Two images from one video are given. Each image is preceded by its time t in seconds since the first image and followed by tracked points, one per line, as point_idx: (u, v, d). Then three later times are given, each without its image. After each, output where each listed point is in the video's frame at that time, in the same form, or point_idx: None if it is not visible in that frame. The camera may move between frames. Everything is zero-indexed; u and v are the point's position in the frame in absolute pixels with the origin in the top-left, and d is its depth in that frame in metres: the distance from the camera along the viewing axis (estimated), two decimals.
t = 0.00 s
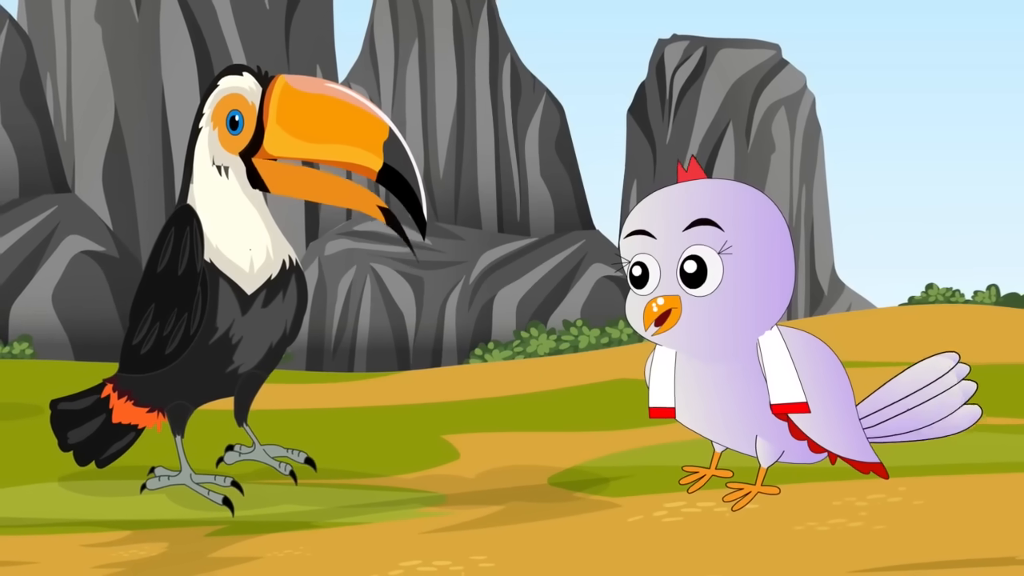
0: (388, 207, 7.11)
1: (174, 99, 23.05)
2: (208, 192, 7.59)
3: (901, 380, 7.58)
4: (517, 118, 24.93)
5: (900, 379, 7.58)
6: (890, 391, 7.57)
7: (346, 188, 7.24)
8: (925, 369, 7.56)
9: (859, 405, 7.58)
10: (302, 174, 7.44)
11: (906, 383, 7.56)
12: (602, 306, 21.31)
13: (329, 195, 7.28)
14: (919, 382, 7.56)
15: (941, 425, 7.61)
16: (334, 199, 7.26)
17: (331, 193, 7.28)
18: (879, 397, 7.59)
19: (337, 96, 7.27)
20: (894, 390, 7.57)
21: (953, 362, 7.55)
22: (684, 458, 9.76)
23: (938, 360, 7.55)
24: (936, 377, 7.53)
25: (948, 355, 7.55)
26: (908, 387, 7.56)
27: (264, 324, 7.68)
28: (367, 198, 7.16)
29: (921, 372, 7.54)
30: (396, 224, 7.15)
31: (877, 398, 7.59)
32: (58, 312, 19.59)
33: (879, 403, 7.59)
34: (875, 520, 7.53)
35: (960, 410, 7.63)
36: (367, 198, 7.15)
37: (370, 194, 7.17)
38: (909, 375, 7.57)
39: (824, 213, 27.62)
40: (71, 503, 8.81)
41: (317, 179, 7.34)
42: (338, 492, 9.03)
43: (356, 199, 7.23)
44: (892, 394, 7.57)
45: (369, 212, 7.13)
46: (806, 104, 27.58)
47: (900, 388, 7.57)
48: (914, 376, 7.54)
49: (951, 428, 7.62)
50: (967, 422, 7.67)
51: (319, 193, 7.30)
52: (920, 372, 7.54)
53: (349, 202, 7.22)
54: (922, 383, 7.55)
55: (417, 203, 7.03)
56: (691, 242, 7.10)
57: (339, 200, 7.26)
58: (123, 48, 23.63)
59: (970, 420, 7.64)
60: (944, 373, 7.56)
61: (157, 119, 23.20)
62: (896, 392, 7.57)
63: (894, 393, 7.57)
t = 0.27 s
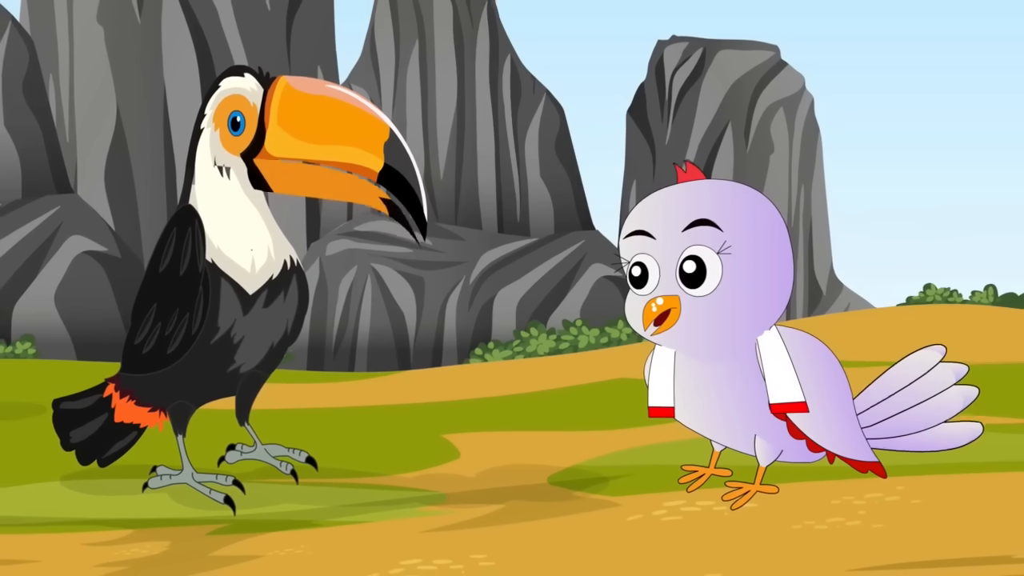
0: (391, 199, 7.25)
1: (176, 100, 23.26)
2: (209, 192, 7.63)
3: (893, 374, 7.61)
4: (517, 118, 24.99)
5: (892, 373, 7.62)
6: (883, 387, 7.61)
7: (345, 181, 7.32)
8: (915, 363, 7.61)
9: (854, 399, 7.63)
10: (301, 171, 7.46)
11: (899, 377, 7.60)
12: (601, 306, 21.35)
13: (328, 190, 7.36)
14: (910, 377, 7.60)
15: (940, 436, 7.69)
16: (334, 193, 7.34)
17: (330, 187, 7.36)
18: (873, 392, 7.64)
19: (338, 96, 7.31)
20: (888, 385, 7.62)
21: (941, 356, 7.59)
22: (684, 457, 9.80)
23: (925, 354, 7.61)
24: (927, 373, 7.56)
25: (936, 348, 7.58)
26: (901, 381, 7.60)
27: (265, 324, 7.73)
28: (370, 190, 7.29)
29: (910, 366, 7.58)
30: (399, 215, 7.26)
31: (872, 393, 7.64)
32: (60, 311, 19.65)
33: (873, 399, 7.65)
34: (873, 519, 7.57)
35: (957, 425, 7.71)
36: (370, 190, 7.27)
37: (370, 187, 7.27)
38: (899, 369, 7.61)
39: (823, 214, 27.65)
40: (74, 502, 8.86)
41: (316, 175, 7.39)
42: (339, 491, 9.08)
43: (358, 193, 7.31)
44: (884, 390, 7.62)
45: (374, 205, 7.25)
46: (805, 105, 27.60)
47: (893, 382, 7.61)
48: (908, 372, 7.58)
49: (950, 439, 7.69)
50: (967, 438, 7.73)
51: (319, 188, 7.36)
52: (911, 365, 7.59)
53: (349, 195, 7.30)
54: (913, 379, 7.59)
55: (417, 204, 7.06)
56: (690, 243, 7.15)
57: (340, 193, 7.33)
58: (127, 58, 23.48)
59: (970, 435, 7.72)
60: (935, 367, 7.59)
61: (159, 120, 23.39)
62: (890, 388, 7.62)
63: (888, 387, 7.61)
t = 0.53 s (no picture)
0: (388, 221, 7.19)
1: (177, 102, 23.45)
2: (211, 193, 7.68)
3: (896, 379, 7.67)
4: (517, 119, 25.05)
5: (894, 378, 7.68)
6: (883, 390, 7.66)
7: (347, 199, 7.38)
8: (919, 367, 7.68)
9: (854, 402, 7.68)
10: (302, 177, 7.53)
11: (902, 381, 7.66)
12: (601, 306, 21.37)
13: (329, 203, 7.40)
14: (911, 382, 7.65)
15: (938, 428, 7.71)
16: (335, 208, 7.37)
17: (332, 201, 7.40)
18: (873, 396, 7.70)
19: (338, 98, 7.34)
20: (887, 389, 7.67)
21: (946, 361, 7.65)
22: (682, 456, 9.85)
23: (930, 360, 7.67)
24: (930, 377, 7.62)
25: (941, 353, 7.65)
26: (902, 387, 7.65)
27: (266, 324, 7.77)
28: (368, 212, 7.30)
29: (914, 371, 7.65)
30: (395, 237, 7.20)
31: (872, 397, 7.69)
32: (63, 312, 19.71)
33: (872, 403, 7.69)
34: (871, 517, 7.63)
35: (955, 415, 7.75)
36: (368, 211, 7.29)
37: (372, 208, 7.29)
38: (902, 375, 7.67)
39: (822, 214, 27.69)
40: (76, 501, 8.91)
41: (317, 185, 7.45)
42: (340, 490, 9.13)
43: (359, 211, 7.36)
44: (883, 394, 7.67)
45: (369, 224, 7.24)
46: (803, 106, 27.64)
47: (894, 388, 7.66)
48: (909, 375, 7.64)
49: (946, 431, 7.71)
50: (963, 427, 7.78)
51: (319, 200, 7.40)
52: (914, 370, 7.66)
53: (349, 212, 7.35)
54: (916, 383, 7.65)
55: (417, 204, 7.08)
56: (689, 243, 7.20)
57: (340, 210, 7.38)
58: (127, 54, 23.79)
59: (965, 425, 7.76)
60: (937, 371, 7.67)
61: (160, 123, 23.57)
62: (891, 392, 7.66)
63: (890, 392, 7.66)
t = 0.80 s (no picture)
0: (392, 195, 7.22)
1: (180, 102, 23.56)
2: (212, 194, 7.73)
3: (900, 381, 7.68)
4: (517, 120, 25.11)
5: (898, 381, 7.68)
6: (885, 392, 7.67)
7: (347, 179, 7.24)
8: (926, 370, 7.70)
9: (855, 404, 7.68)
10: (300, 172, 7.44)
11: (907, 383, 7.67)
12: (600, 306, 21.41)
13: (332, 189, 7.25)
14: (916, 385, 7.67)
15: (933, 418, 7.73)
16: (336, 192, 7.23)
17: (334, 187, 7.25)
18: (876, 398, 7.69)
19: (339, 98, 7.38)
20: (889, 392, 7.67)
21: (952, 366, 7.67)
22: (682, 455, 9.90)
23: (938, 363, 7.69)
24: (936, 380, 7.66)
25: (948, 358, 7.68)
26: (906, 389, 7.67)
27: (267, 324, 7.78)
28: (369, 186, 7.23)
29: (923, 373, 7.66)
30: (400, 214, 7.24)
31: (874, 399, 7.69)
32: (65, 311, 19.77)
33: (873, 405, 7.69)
34: (869, 517, 7.67)
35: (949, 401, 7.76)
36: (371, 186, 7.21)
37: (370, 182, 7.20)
38: (907, 376, 7.69)
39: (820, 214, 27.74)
40: (78, 499, 8.96)
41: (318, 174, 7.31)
42: (341, 489, 9.18)
43: (359, 190, 7.24)
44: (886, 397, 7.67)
45: (375, 202, 7.21)
46: (802, 107, 27.67)
47: (899, 389, 7.66)
48: (913, 377, 7.66)
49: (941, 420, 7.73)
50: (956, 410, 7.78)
51: (322, 188, 7.27)
52: (921, 372, 7.67)
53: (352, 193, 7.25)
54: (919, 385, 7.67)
55: (418, 205, 7.15)
56: (687, 243, 7.23)
57: (341, 192, 7.25)
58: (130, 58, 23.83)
59: (959, 408, 7.76)
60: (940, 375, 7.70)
61: (162, 123, 23.68)
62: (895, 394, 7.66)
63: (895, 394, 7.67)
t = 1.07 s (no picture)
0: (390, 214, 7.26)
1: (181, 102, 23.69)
2: (214, 194, 7.76)
3: (894, 376, 7.70)
4: (517, 120, 25.16)
5: (891, 376, 7.70)
6: (878, 388, 7.71)
7: (350, 195, 7.45)
8: (917, 364, 7.69)
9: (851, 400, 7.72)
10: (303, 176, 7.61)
11: (900, 378, 7.68)
12: (600, 306, 21.45)
13: (334, 202, 7.45)
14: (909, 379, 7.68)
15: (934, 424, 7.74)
16: (339, 206, 7.42)
17: (336, 199, 7.45)
18: (870, 394, 7.73)
19: (341, 100, 7.40)
20: (883, 387, 7.71)
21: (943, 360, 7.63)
22: (681, 454, 9.95)
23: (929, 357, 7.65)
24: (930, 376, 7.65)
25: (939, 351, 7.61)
26: (900, 381, 7.68)
27: (268, 323, 7.79)
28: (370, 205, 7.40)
29: (913, 368, 7.66)
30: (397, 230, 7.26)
31: (868, 395, 7.73)
32: (67, 311, 19.83)
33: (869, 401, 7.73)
34: (867, 515, 7.72)
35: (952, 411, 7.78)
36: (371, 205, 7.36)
37: (375, 202, 7.38)
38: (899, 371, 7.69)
39: (819, 215, 27.79)
40: (80, 498, 9.00)
41: (321, 184, 7.48)
42: (342, 488, 9.23)
43: (363, 207, 7.44)
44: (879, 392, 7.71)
45: (373, 219, 7.30)
46: (800, 108, 27.72)
47: (893, 382, 7.70)
48: (906, 373, 7.66)
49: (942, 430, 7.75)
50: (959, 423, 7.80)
51: (324, 199, 7.45)
52: (912, 367, 7.67)
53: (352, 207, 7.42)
54: (913, 380, 7.68)
55: (418, 205, 7.16)
56: (687, 244, 7.25)
57: (346, 207, 7.44)
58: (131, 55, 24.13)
59: (963, 420, 7.79)
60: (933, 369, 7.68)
61: (164, 123, 23.79)
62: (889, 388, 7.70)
63: (891, 386, 7.71)
